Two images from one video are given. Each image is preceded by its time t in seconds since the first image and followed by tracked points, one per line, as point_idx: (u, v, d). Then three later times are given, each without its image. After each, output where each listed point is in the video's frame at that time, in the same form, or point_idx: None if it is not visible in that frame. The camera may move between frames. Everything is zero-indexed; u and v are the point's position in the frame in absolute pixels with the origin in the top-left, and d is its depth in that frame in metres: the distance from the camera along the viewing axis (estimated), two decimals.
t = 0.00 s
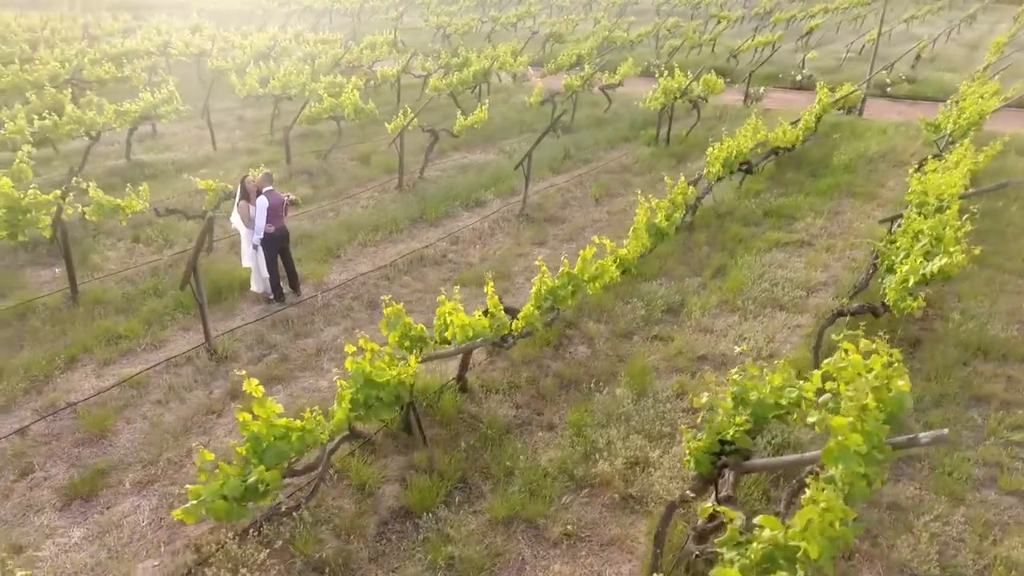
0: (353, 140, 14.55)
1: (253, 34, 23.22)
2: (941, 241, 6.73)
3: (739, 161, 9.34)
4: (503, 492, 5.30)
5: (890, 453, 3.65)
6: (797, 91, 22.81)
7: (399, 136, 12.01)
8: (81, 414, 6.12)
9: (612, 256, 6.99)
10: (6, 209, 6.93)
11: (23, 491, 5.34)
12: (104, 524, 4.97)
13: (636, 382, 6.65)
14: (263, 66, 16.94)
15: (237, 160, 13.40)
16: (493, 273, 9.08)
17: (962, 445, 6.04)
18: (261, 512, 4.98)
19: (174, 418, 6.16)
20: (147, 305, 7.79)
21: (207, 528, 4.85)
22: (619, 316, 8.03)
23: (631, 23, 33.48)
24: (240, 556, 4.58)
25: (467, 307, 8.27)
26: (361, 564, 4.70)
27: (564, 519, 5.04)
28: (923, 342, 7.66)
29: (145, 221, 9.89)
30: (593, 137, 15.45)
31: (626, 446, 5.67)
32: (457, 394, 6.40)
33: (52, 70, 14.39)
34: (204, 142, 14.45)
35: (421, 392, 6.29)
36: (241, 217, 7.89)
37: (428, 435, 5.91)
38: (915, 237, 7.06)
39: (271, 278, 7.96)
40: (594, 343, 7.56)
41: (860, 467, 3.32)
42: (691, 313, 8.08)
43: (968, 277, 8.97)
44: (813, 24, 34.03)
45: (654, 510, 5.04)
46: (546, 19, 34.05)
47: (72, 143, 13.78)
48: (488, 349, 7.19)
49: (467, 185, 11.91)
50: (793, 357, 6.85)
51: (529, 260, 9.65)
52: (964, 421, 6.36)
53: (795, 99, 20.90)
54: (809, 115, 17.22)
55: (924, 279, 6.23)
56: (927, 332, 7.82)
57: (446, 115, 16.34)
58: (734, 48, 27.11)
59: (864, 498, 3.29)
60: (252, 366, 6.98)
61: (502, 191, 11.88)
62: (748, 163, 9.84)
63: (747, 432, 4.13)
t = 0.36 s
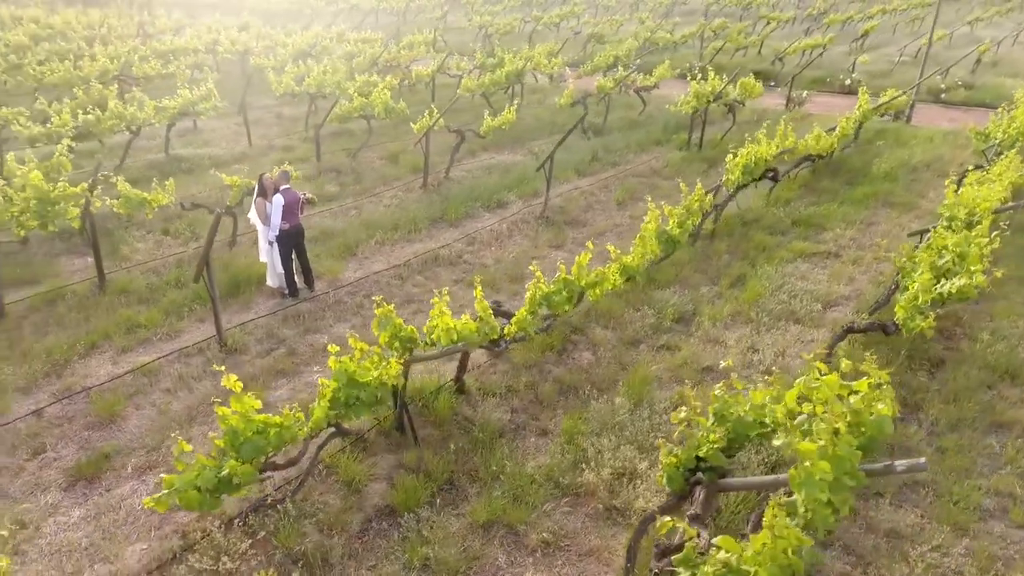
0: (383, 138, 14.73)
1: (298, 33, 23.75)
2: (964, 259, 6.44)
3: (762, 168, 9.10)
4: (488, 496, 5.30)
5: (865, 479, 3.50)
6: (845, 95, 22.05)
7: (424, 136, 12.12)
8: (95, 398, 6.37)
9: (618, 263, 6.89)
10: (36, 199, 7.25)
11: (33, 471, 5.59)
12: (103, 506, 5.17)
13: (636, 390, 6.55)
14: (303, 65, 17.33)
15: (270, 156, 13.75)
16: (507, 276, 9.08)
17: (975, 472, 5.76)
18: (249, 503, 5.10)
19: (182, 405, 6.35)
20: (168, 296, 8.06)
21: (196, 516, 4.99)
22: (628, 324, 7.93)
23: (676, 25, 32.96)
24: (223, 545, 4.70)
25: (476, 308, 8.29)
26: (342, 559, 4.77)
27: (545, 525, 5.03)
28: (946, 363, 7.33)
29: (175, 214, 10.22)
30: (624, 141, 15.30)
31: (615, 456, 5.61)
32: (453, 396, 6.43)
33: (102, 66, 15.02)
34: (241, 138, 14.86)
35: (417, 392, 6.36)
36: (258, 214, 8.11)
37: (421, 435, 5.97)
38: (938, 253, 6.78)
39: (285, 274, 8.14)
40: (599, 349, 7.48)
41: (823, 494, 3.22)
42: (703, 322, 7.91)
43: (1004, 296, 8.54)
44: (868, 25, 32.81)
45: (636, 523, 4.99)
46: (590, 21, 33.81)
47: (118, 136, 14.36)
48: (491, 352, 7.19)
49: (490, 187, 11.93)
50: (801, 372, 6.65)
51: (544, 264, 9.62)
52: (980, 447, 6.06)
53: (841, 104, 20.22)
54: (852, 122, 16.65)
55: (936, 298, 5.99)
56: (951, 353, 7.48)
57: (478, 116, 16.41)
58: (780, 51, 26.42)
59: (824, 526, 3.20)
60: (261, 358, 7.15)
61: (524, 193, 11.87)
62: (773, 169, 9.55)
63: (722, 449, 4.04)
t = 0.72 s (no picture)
0: (413, 137, 14.94)
1: (340, 32, 24.24)
2: (981, 276, 6.17)
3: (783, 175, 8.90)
4: (473, 496, 5.36)
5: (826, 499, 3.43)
6: (892, 100, 21.29)
7: (449, 136, 12.26)
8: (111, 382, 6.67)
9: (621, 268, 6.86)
10: (67, 191, 7.61)
11: (47, 448, 5.89)
12: (107, 485, 5.42)
13: (634, 397, 6.51)
14: (340, 63, 17.70)
15: (302, 153, 14.10)
16: (519, 277, 9.12)
17: (981, 499, 5.55)
18: (241, 490, 5.28)
19: (191, 393, 6.60)
20: (189, 286, 8.36)
21: (190, 500, 5.19)
22: (635, 329, 7.88)
23: (721, 26, 32.38)
24: (212, 530, 4.88)
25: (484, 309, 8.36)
26: (324, 549, 4.89)
27: (525, 527, 5.06)
28: (964, 383, 7.05)
29: (205, 207, 10.59)
30: (653, 144, 15.15)
31: (603, 462, 5.60)
32: (450, 396, 6.50)
33: (149, 63, 15.63)
34: (277, 135, 15.27)
35: (414, 389, 6.46)
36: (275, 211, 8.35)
37: (414, 432, 6.06)
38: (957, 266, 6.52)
39: (301, 269, 8.35)
40: (603, 354, 7.44)
41: (771, 510, 3.19)
42: (712, 331, 7.79)
43: None
44: (925, 28, 31.57)
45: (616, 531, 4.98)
46: (632, 21, 33.49)
47: (160, 130, 14.94)
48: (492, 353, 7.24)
49: (512, 188, 11.98)
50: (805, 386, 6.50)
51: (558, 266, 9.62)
52: (990, 472, 5.83)
53: (886, 110, 19.54)
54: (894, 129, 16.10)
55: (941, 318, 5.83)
56: (971, 372, 7.20)
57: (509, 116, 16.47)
58: (827, 54, 25.68)
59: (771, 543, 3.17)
60: (270, 351, 7.37)
61: (546, 195, 11.87)
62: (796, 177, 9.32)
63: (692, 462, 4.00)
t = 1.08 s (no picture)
0: (438, 137, 15.10)
1: (377, 32, 24.61)
2: (989, 293, 5.94)
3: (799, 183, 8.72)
4: (455, 494, 5.43)
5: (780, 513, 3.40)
6: (937, 105, 20.52)
7: (469, 137, 12.36)
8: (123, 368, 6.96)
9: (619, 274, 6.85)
10: (92, 184, 7.97)
11: (59, 430, 6.18)
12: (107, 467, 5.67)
13: (626, 403, 6.50)
14: (372, 63, 17.98)
15: (328, 150, 14.39)
16: (527, 278, 9.15)
17: (977, 522, 5.38)
18: (231, 478, 5.48)
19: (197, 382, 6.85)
20: (205, 278, 8.65)
21: (183, 485, 5.40)
22: (638, 334, 7.84)
23: (764, 28, 31.70)
24: (199, 514, 5.08)
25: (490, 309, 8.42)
26: (305, 539, 5.03)
27: (502, 527, 5.12)
28: (975, 401, 6.81)
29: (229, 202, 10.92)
30: (678, 147, 14.98)
31: (588, 468, 5.61)
32: (443, 394, 6.59)
33: (188, 61, 16.19)
34: (307, 132, 15.61)
35: (408, 387, 6.58)
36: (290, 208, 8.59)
37: (405, 428, 6.17)
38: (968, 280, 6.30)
39: (312, 265, 8.57)
40: (602, 358, 7.43)
41: (714, 522, 3.18)
42: (716, 339, 7.69)
43: None
44: (979, 31, 30.29)
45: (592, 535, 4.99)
46: (671, 21, 33.05)
47: (196, 126, 15.43)
48: (490, 355, 7.30)
49: (530, 189, 12.02)
50: (802, 399, 6.40)
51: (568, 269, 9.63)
52: (991, 496, 5.63)
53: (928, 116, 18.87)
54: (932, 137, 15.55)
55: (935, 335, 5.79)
56: (985, 391, 6.94)
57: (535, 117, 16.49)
58: (871, 58, 24.92)
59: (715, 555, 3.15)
60: (277, 344, 7.58)
61: (564, 197, 11.86)
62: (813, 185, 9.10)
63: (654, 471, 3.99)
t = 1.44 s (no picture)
0: (468, 137, 15.23)
1: (418, 32, 24.93)
2: (1002, 312, 5.86)
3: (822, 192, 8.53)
4: (446, 490, 5.52)
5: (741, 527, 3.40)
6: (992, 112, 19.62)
7: (495, 138, 12.45)
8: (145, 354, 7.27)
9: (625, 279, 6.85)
10: (125, 177, 8.36)
11: (81, 409, 6.50)
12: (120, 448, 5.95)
13: (626, 409, 6.48)
14: (409, 62, 18.23)
15: (361, 147, 14.67)
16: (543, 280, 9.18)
17: (982, 549, 5.18)
18: (233, 464, 5.69)
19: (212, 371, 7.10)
20: (230, 270, 8.95)
21: (188, 469, 5.64)
22: (648, 340, 7.78)
23: (813, 29, 30.81)
24: (200, 497, 5.29)
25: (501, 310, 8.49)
26: (297, 527, 5.19)
27: (489, 526, 5.19)
28: (995, 424, 6.54)
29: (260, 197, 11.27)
30: (710, 151, 14.76)
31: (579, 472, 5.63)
32: (445, 392, 6.69)
33: (232, 59, 16.72)
34: (342, 129, 15.94)
35: (412, 384, 6.70)
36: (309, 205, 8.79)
37: (405, 424, 6.29)
38: (977, 298, 6.25)
39: (331, 260, 8.80)
40: (609, 362, 7.40)
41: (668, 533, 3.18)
42: (726, 347, 7.58)
43: None
44: None
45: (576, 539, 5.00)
46: (717, 23, 32.44)
47: (236, 122, 15.94)
48: (496, 356, 7.37)
49: (554, 191, 12.03)
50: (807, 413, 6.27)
51: (585, 272, 9.63)
52: (1000, 522, 5.41)
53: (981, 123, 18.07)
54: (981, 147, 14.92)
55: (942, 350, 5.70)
56: (1007, 413, 6.66)
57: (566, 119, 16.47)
58: (925, 62, 23.98)
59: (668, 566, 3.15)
60: (292, 336, 7.80)
61: (587, 199, 11.83)
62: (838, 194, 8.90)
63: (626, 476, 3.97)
